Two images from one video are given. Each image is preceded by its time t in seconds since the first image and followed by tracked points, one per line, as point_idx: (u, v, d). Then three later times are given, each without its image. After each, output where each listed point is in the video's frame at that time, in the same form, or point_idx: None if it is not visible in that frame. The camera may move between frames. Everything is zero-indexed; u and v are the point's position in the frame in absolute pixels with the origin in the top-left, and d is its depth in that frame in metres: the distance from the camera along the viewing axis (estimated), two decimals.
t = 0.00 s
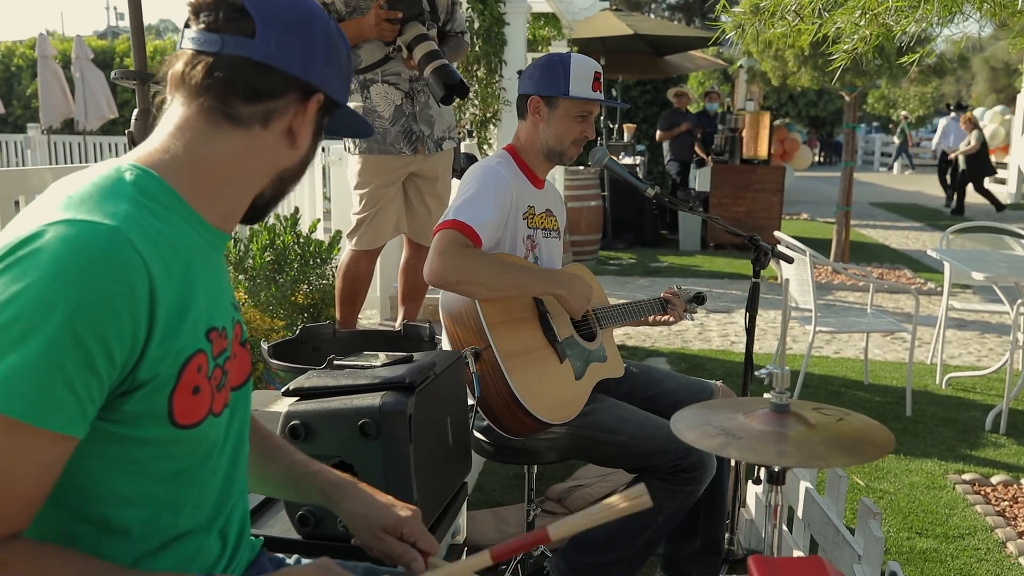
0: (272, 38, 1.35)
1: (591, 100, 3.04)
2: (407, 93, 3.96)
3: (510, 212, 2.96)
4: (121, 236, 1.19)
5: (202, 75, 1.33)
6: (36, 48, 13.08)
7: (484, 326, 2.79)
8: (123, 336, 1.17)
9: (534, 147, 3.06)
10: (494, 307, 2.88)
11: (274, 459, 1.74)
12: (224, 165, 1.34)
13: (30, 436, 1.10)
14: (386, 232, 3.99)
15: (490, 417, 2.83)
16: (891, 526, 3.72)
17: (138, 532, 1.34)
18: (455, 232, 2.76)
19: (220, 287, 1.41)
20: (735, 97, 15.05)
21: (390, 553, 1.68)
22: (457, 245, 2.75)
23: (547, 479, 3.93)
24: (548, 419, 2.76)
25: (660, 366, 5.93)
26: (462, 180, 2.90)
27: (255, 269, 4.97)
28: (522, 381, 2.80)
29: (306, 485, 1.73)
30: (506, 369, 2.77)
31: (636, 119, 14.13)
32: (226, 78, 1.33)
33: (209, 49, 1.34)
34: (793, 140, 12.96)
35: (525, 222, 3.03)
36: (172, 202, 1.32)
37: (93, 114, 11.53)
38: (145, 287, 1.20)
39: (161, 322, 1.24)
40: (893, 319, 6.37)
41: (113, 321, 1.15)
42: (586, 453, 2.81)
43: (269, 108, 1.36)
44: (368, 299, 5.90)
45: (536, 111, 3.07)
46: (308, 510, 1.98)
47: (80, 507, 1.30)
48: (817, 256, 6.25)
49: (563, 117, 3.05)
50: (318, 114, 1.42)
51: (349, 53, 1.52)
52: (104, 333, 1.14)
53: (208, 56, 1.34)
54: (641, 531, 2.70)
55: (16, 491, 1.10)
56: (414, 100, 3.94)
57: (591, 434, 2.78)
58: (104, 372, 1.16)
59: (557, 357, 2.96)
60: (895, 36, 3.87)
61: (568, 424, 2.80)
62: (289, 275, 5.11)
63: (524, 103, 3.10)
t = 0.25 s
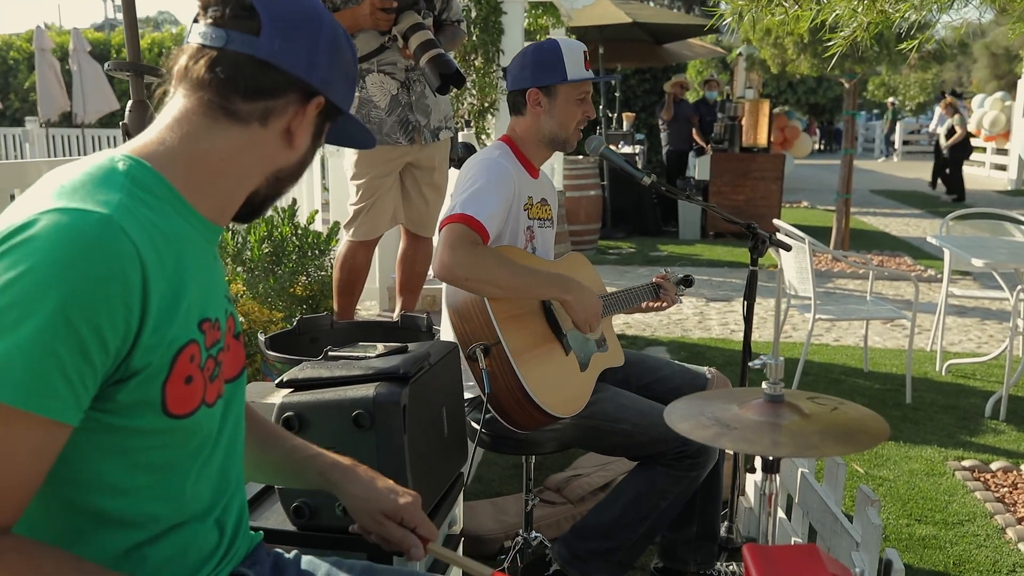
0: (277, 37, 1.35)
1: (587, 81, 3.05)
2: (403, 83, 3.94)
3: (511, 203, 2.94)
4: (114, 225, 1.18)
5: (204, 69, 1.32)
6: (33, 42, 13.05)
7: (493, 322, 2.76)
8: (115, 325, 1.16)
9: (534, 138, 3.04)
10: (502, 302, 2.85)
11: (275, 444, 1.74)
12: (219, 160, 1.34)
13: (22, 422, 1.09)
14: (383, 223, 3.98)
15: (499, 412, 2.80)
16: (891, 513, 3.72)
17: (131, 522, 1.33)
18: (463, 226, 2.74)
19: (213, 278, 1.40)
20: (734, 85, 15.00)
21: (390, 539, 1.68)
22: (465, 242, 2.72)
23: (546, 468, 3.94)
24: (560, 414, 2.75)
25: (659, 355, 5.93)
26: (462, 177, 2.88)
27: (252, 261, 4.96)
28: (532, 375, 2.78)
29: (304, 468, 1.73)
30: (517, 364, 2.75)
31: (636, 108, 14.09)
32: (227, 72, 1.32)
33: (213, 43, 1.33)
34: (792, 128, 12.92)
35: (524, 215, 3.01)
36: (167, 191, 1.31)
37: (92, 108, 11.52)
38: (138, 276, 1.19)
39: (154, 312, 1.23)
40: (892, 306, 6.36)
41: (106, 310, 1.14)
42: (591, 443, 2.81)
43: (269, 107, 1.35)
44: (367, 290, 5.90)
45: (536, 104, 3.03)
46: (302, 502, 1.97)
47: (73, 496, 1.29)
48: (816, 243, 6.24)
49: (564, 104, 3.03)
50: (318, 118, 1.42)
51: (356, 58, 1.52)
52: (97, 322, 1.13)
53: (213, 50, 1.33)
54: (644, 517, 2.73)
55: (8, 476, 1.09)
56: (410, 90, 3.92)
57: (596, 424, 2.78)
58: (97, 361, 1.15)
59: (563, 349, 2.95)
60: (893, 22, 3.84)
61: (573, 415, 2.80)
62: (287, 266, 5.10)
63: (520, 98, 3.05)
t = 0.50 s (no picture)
0: (255, 18, 1.34)
1: (573, 64, 3.03)
2: (395, 73, 3.91)
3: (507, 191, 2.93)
4: (90, 218, 1.17)
5: (183, 55, 1.32)
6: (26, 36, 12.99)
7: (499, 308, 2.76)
8: (91, 319, 1.15)
9: (528, 129, 3.03)
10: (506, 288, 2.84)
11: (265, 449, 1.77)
12: (198, 150, 1.32)
13: None
14: (376, 214, 3.97)
15: (502, 400, 2.79)
16: (885, 502, 3.72)
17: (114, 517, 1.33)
18: (469, 213, 2.74)
19: (193, 270, 1.39)
20: (730, 74, 14.97)
21: (366, 551, 1.66)
22: (471, 228, 2.72)
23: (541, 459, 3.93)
24: (563, 400, 2.74)
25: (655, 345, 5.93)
26: (460, 169, 2.87)
27: (246, 253, 4.95)
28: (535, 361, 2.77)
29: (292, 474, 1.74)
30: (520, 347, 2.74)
31: (631, 98, 14.06)
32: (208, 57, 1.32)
33: (193, 29, 1.33)
34: (788, 117, 12.90)
35: (519, 204, 3.00)
36: (146, 182, 1.30)
37: (86, 101, 11.48)
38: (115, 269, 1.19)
39: (131, 305, 1.22)
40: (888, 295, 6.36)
41: (81, 303, 1.13)
42: (593, 431, 2.80)
43: (249, 91, 1.34)
44: (362, 282, 5.88)
45: (527, 97, 3.00)
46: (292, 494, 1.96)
47: (55, 490, 1.28)
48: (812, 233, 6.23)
49: (554, 91, 3.02)
50: (300, 101, 1.40)
51: (342, 44, 1.51)
52: (71, 316, 1.12)
53: (193, 33, 1.33)
54: (645, 502, 2.75)
55: None
56: (402, 80, 3.90)
57: (597, 412, 2.76)
58: (73, 355, 1.14)
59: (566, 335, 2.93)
60: (886, 10, 3.83)
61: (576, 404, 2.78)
62: (281, 259, 5.09)
63: (509, 93, 3.02)
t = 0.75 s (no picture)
0: (248, 17, 1.33)
1: (570, 67, 2.99)
2: (395, 69, 3.90)
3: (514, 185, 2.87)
4: (62, 222, 1.17)
5: (173, 52, 1.31)
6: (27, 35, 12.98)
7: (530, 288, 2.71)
8: (65, 324, 1.15)
9: (522, 127, 2.98)
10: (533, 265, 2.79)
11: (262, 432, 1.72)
12: (185, 148, 1.32)
13: None
14: (377, 210, 3.96)
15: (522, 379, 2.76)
16: (889, 496, 3.71)
17: (110, 518, 1.32)
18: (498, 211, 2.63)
19: (180, 269, 1.39)
20: (733, 68, 14.93)
21: (378, 525, 1.66)
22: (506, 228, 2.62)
23: (543, 455, 3.93)
24: (582, 381, 2.75)
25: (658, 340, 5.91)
26: (469, 166, 2.72)
27: (248, 251, 4.94)
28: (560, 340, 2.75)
29: (296, 457, 1.69)
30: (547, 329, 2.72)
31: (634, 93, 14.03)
32: (197, 55, 1.31)
33: (183, 24, 1.32)
34: (792, 111, 12.86)
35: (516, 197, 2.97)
36: (129, 183, 1.30)
37: (88, 100, 11.48)
38: (89, 273, 1.19)
39: (109, 308, 1.22)
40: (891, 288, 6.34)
41: (54, 308, 1.14)
42: (597, 421, 2.78)
43: (240, 91, 1.33)
44: (364, 279, 5.88)
45: (524, 98, 2.95)
46: (291, 491, 1.97)
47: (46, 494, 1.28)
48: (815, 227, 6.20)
49: (550, 93, 2.98)
50: (293, 104, 1.40)
51: (339, 43, 1.49)
52: (42, 324, 1.12)
53: (185, 29, 1.32)
54: (649, 493, 2.73)
55: None
56: (402, 76, 3.89)
57: (601, 402, 2.76)
58: (49, 361, 1.15)
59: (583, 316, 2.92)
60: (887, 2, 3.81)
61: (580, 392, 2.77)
62: (283, 257, 5.08)
63: (505, 92, 2.97)
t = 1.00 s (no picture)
0: (223, 5, 1.32)
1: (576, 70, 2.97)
2: (399, 69, 3.91)
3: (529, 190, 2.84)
4: (39, 233, 1.17)
5: (149, 49, 1.31)
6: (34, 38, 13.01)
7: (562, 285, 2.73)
8: (44, 336, 1.15)
9: (523, 127, 2.97)
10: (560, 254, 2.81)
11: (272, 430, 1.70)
12: (163, 147, 1.33)
13: None
14: (381, 210, 3.97)
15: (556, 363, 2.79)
16: (896, 494, 3.69)
17: (101, 525, 1.33)
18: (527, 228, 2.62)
19: (169, 276, 1.39)
20: (739, 66, 14.89)
21: (387, 521, 1.66)
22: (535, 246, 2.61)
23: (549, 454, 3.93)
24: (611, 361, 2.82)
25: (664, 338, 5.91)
26: (488, 172, 2.69)
27: (253, 252, 4.95)
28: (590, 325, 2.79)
29: (305, 451, 1.69)
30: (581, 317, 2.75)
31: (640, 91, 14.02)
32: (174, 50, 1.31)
33: (159, 18, 1.32)
34: (798, 108, 12.82)
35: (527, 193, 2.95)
36: (112, 191, 1.30)
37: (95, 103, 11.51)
38: (69, 285, 1.19)
39: (90, 319, 1.22)
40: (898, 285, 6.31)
41: (32, 321, 1.14)
42: (608, 423, 2.76)
43: (219, 85, 1.32)
44: (371, 279, 5.89)
45: (528, 99, 2.94)
46: (293, 491, 1.98)
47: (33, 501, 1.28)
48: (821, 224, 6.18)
49: (555, 95, 2.96)
50: (277, 92, 1.38)
51: (328, 27, 1.47)
52: (19, 337, 1.13)
53: (163, 23, 1.32)
54: (656, 493, 2.73)
55: None
56: (406, 76, 3.89)
57: (614, 404, 2.73)
58: (29, 373, 1.15)
59: (605, 292, 2.98)
60: None
61: (594, 394, 2.75)
62: (290, 257, 5.08)
63: (509, 92, 2.95)
